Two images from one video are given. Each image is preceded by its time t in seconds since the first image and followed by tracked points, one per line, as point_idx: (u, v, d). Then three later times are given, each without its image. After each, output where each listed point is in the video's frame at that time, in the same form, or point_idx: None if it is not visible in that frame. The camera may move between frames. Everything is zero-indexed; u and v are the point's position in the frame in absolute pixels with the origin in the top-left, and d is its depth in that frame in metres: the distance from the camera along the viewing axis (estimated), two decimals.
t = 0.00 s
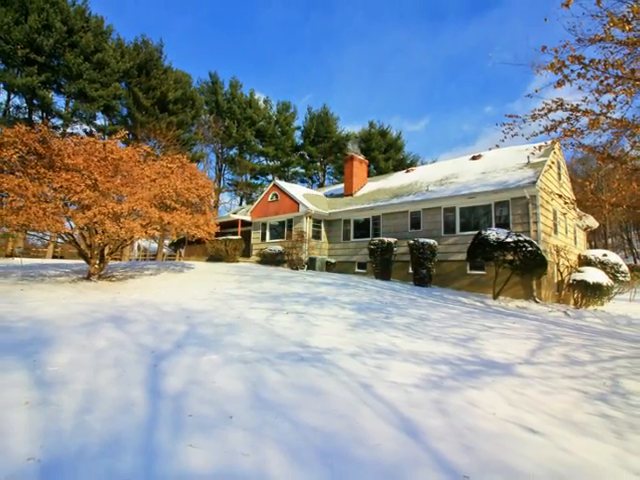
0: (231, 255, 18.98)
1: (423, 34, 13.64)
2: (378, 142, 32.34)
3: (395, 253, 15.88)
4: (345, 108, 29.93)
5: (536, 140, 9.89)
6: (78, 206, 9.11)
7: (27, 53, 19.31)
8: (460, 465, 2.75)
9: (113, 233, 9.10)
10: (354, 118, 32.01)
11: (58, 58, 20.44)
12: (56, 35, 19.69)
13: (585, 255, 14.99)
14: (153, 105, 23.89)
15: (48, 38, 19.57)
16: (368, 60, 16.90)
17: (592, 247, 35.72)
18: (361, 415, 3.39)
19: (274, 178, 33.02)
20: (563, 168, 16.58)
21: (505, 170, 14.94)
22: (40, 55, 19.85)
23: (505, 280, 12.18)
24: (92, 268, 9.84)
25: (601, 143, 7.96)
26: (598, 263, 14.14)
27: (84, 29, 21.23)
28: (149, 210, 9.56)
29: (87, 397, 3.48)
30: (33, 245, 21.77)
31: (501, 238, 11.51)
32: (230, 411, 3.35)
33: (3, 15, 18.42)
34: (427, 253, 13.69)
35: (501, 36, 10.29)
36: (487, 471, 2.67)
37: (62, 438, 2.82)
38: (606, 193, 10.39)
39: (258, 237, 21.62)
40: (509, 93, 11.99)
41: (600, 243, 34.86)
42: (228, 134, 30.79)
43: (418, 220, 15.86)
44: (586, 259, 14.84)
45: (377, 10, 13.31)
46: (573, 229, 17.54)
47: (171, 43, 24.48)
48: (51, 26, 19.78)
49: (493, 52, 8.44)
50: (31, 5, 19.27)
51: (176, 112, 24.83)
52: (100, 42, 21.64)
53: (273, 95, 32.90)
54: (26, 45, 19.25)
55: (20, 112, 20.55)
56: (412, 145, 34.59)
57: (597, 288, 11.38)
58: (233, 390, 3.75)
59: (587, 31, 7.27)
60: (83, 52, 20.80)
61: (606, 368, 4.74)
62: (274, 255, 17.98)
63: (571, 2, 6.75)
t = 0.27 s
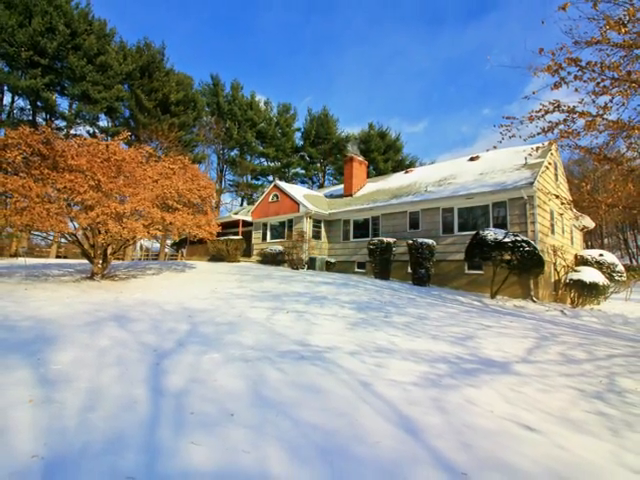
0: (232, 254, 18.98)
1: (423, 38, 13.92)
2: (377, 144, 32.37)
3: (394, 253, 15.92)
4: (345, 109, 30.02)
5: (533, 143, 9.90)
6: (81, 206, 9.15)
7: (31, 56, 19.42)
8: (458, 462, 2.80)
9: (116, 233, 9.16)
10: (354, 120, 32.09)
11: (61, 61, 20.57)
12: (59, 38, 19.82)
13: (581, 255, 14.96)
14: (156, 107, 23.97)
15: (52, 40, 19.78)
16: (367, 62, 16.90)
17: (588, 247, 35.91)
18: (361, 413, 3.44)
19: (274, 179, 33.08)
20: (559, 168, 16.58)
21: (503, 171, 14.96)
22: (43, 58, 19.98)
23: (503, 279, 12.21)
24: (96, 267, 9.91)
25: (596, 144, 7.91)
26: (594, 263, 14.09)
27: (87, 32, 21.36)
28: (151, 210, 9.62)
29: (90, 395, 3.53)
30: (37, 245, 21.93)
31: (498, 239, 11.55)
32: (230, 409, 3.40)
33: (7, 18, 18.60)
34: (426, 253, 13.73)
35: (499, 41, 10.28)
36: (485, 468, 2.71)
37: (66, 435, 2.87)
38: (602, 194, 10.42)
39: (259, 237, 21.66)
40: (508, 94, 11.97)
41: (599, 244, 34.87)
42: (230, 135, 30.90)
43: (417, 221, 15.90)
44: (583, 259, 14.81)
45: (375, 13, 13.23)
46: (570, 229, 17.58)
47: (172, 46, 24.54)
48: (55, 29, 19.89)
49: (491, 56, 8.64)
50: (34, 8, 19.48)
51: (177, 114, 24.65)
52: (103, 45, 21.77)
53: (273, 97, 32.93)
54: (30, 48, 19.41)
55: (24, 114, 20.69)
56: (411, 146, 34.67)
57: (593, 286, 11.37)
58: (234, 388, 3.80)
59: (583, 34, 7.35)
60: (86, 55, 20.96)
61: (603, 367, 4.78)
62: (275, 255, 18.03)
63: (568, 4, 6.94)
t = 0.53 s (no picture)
0: (233, 254, 19.03)
1: (422, 39, 13.77)
2: (376, 145, 32.39)
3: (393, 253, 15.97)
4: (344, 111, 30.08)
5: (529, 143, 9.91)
6: (84, 207, 9.20)
7: (35, 58, 19.47)
8: (456, 459, 2.84)
9: (118, 233, 9.20)
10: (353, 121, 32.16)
11: (64, 63, 20.59)
12: (63, 41, 19.90)
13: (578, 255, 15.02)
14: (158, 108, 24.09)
15: (55, 43, 19.81)
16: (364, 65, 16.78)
17: (585, 247, 36.09)
18: (360, 411, 3.48)
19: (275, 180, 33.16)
20: (556, 169, 16.62)
21: (501, 172, 15.01)
22: (47, 60, 20.05)
23: (501, 279, 12.26)
24: (99, 266, 9.98)
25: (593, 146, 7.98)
26: (590, 263, 14.19)
27: (91, 34, 21.43)
28: (154, 211, 9.65)
29: (93, 393, 3.58)
30: (41, 245, 22.06)
31: (496, 238, 11.59)
32: (232, 406, 3.45)
33: (11, 21, 18.66)
34: (424, 253, 13.75)
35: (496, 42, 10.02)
36: (482, 465, 2.75)
37: (69, 433, 2.91)
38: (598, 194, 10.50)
39: (260, 237, 21.72)
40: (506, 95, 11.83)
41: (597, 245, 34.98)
42: (231, 136, 30.67)
43: (415, 221, 15.95)
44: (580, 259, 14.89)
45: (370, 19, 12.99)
46: (567, 229, 17.63)
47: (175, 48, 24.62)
48: (59, 32, 19.94)
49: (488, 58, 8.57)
50: (38, 11, 19.54)
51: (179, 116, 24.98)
52: (106, 47, 21.84)
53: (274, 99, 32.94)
54: (33, 51, 19.47)
55: (28, 115, 20.94)
56: (410, 148, 34.75)
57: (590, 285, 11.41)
58: (235, 386, 3.84)
59: (580, 37, 7.39)
60: (89, 57, 21.03)
61: (599, 365, 4.84)
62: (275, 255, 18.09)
63: (565, 8, 6.91)
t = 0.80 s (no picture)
0: (234, 254, 19.05)
1: (420, 41, 13.58)
2: (376, 146, 32.41)
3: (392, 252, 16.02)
4: (343, 113, 30.14)
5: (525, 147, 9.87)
6: (87, 207, 9.28)
7: (38, 60, 19.49)
8: (455, 456, 2.89)
9: (121, 233, 9.25)
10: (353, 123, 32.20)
11: (68, 65, 20.61)
12: (67, 43, 19.87)
13: (575, 255, 15.08)
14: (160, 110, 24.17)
15: (58, 45, 19.76)
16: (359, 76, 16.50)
17: (582, 247, 36.24)
18: (360, 408, 3.53)
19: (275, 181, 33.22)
20: (553, 170, 16.67)
21: (498, 173, 15.06)
22: (50, 62, 20.08)
23: (498, 278, 12.30)
24: (101, 266, 10.06)
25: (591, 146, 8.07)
26: (587, 262, 14.24)
27: (94, 37, 21.48)
28: (156, 211, 9.72)
29: (95, 391, 3.62)
30: (44, 245, 22.13)
31: (494, 238, 11.64)
32: (233, 404, 3.50)
33: (15, 23, 18.81)
34: (422, 253, 13.79)
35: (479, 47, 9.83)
36: (480, 462, 2.80)
37: (73, 430, 2.95)
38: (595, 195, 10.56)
39: (261, 237, 21.78)
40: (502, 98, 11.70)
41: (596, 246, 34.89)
42: (232, 137, 30.57)
43: (414, 221, 16.00)
44: (577, 258, 14.95)
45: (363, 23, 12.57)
46: (564, 229, 17.68)
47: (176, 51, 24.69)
48: (62, 34, 19.97)
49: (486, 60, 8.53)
50: (42, 14, 19.61)
51: (181, 117, 25.06)
52: (109, 50, 21.87)
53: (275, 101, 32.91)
54: (37, 53, 19.52)
55: (31, 117, 20.83)
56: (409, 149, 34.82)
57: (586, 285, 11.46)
58: (237, 384, 3.89)
59: (577, 39, 7.45)
60: (92, 59, 21.03)
61: (596, 364, 4.89)
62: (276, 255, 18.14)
63: (560, 11, 7.01)
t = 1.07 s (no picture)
0: (236, 254, 19.04)
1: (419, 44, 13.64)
2: (375, 147, 32.41)
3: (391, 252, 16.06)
4: (343, 115, 30.19)
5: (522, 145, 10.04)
6: (90, 207, 9.33)
7: (42, 62, 19.52)
8: (453, 453, 2.93)
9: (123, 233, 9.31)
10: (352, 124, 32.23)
11: (71, 67, 20.60)
12: (70, 46, 19.94)
13: (572, 255, 15.11)
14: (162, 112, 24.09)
15: (62, 48, 19.97)
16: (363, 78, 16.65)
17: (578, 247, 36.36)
18: (360, 406, 3.58)
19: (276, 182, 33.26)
20: (550, 170, 16.68)
21: (496, 174, 15.09)
22: (54, 64, 20.15)
23: (496, 277, 12.33)
24: (104, 265, 10.11)
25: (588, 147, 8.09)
26: (584, 262, 14.29)
27: (96, 40, 21.53)
28: (158, 212, 9.76)
29: (98, 389, 3.67)
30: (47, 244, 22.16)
31: (492, 238, 11.69)
32: (234, 402, 3.54)
33: (19, 26, 18.88)
34: (421, 252, 13.84)
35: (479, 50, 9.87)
36: (478, 459, 2.84)
37: (76, 428, 3.00)
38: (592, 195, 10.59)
39: (262, 237, 21.82)
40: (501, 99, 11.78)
41: (595, 247, 34.85)
42: (233, 139, 30.90)
43: (413, 222, 16.06)
44: (573, 258, 14.98)
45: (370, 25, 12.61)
46: (561, 229, 17.71)
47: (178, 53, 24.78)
48: (65, 37, 20.05)
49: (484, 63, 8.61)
50: (45, 17, 19.69)
51: (183, 119, 25.13)
52: (111, 52, 21.89)
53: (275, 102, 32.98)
54: (41, 55, 19.55)
55: (35, 118, 20.90)
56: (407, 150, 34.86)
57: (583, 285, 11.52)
58: (238, 382, 3.94)
59: (573, 42, 7.36)
60: (94, 62, 21.03)
61: (592, 362, 4.93)
62: (276, 255, 18.20)
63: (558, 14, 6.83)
